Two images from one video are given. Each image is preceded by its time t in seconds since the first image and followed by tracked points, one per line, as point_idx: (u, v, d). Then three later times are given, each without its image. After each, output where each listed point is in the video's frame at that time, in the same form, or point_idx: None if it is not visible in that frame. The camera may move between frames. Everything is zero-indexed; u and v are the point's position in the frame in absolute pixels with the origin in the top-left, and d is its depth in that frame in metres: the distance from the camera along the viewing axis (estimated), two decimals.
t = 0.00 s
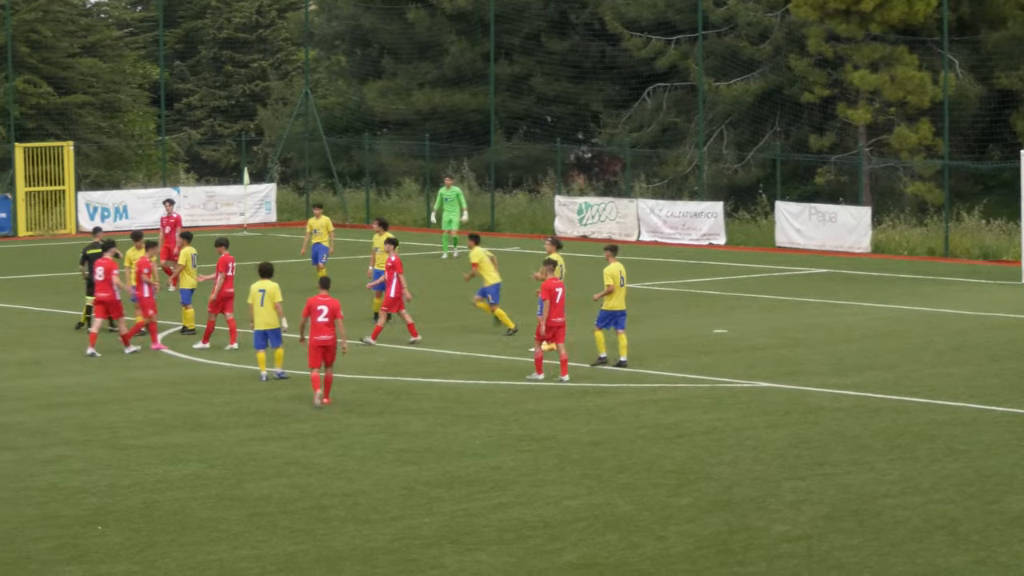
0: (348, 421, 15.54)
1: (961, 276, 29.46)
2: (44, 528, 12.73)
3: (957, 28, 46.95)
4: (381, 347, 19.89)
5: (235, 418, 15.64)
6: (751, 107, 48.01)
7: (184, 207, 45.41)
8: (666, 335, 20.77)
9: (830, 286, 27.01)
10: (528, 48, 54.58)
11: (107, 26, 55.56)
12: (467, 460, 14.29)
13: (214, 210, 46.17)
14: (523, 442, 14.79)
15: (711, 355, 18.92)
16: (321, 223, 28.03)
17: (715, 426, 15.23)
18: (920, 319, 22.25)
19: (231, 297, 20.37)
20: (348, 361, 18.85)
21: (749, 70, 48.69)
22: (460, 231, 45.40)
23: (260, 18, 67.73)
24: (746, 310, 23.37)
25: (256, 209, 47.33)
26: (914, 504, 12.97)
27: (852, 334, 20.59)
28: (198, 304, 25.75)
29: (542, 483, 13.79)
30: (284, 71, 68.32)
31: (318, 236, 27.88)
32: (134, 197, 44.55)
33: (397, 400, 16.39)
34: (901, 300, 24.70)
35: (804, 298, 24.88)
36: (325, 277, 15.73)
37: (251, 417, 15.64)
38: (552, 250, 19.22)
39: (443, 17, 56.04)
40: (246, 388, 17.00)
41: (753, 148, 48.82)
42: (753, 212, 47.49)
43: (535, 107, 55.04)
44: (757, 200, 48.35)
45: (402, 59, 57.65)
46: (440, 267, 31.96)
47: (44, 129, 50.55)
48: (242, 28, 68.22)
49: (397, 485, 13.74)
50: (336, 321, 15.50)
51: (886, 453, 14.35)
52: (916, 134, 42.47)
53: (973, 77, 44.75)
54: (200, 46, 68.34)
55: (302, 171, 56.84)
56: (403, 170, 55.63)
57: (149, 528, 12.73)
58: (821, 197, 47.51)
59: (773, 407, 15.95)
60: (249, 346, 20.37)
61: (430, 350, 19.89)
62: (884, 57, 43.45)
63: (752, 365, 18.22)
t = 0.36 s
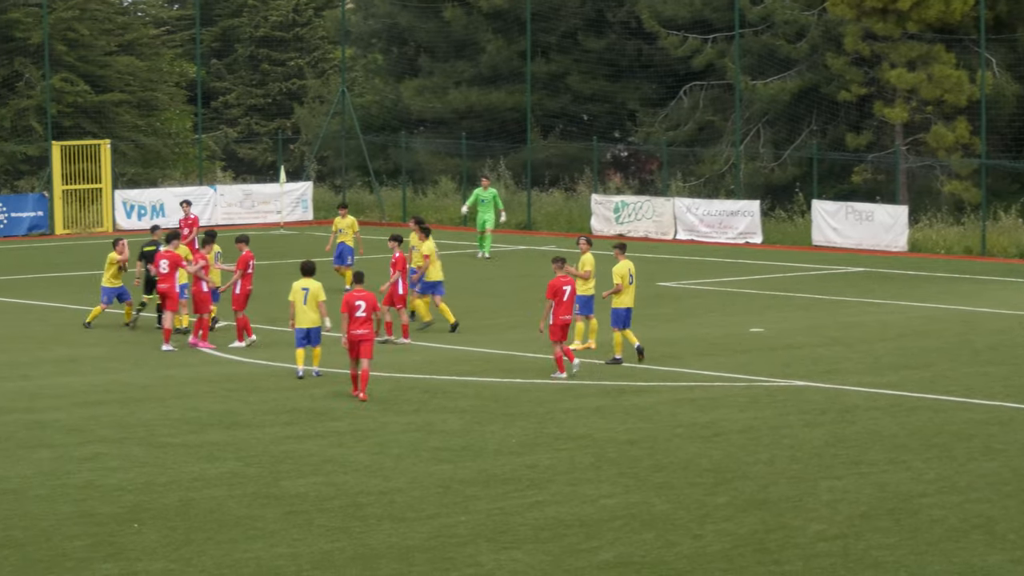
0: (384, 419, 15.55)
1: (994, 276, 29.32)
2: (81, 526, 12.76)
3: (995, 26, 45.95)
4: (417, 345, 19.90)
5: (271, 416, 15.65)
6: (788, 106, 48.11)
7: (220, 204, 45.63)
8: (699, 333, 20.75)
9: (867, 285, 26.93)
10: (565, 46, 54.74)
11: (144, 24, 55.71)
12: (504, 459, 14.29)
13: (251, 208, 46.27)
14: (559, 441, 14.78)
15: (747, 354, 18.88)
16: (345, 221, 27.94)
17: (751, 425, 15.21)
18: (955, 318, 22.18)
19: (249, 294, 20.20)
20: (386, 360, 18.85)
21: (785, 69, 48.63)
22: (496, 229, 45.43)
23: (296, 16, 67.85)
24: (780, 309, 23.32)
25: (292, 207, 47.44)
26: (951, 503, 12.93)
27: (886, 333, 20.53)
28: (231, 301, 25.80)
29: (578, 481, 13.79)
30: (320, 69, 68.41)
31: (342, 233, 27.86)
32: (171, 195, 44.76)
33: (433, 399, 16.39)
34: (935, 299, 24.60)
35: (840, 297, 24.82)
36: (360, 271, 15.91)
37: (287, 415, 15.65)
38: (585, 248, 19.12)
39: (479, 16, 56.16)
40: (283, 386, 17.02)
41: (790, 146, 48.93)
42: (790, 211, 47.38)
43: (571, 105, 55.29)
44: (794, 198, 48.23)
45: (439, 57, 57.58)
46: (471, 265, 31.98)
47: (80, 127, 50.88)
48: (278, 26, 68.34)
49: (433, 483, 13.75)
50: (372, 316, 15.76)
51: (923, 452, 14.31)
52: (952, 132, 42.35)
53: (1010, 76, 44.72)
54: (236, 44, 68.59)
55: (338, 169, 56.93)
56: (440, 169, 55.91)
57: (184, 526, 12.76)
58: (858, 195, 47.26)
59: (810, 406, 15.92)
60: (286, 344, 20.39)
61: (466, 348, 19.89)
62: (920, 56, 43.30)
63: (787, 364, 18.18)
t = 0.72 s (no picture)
0: (416, 416, 15.55)
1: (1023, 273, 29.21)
2: (113, 522, 12.78)
3: None
4: (448, 341, 19.92)
5: (302, 413, 15.67)
6: (821, 104, 47.96)
7: (252, 202, 46.21)
8: (729, 330, 20.71)
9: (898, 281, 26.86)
10: (597, 44, 55.57)
11: (177, 22, 55.81)
12: (535, 455, 14.30)
13: (283, 205, 46.92)
14: (591, 438, 14.78)
15: (780, 351, 18.84)
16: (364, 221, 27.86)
17: (783, 422, 15.19)
18: (986, 315, 22.10)
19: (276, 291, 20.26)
20: (420, 356, 18.86)
21: (818, 66, 48.44)
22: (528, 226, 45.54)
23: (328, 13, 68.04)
24: (809, 306, 23.28)
25: (324, 204, 47.67)
26: (984, 501, 12.90)
27: (916, 330, 20.47)
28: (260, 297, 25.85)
29: (610, 478, 13.80)
30: (353, 65, 68.53)
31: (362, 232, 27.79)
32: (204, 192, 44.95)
33: (465, 395, 16.39)
34: (964, 297, 24.53)
35: (870, 294, 24.77)
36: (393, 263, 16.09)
37: (319, 412, 15.67)
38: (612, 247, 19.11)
39: (511, 12, 57.39)
40: (314, 384, 17.03)
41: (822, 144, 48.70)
42: (822, 208, 47.15)
43: (603, 102, 55.73)
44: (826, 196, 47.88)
45: (471, 54, 59.02)
46: (500, 262, 32.02)
47: (112, 124, 50.92)
48: (311, 23, 68.63)
49: (465, 479, 13.77)
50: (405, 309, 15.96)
51: (955, 450, 14.28)
52: (984, 130, 42.53)
53: None
54: (268, 41, 68.98)
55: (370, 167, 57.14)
56: (471, 165, 56.36)
57: (217, 522, 12.78)
58: (891, 193, 46.72)
59: (841, 403, 15.90)
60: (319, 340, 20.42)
61: (498, 344, 19.90)
62: (953, 53, 43.29)
63: (819, 361, 18.15)
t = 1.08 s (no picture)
0: (451, 413, 15.56)
1: None
2: (148, 519, 12.80)
3: None
4: (483, 338, 19.96)
5: (337, 410, 15.68)
6: (855, 100, 48.50)
7: (286, 199, 46.77)
8: (760, 328, 20.71)
9: (933, 279, 26.78)
10: (631, 41, 55.49)
11: (211, 20, 56.08)
12: (570, 453, 14.29)
13: (317, 203, 47.32)
14: (625, 435, 14.78)
15: (814, 349, 18.81)
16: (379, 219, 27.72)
17: (818, 420, 15.17)
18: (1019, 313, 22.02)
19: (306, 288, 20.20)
20: (456, 353, 18.88)
21: (852, 62, 49.16)
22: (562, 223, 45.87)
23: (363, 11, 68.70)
24: (842, 304, 23.26)
25: (359, 202, 48.21)
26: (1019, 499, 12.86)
27: (948, 328, 20.41)
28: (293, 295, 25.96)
29: (644, 475, 13.79)
30: (387, 63, 69.05)
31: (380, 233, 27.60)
32: (237, 189, 45.47)
33: (500, 393, 16.39)
34: (996, 295, 24.45)
35: (903, 292, 24.71)
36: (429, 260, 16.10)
37: (354, 410, 15.68)
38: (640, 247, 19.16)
39: (545, 10, 57.55)
40: (349, 381, 17.05)
41: (856, 140, 49.28)
42: (856, 205, 47.19)
43: (637, 100, 56.02)
44: (860, 192, 47.97)
45: (504, 52, 59.61)
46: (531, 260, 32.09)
47: (147, 121, 51.86)
48: (345, 20, 69.44)
49: (499, 477, 13.76)
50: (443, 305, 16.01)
51: (990, 448, 14.23)
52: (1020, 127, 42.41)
53: None
54: (303, 39, 69.66)
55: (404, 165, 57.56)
56: (506, 163, 56.79)
57: (251, 520, 12.78)
58: (925, 191, 46.58)
59: (876, 401, 15.87)
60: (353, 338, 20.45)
61: (533, 342, 19.93)
62: (988, 50, 42.88)
63: (854, 359, 18.11)
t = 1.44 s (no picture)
0: (497, 412, 15.58)
1: None
2: (194, 518, 12.79)
3: None
4: (528, 337, 19.97)
5: (382, 409, 15.70)
6: (900, 100, 48.33)
7: (332, 198, 46.90)
8: (803, 327, 20.70)
9: (977, 279, 26.70)
10: (677, 41, 55.76)
11: (256, 19, 55.96)
12: (615, 453, 14.30)
13: (362, 202, 47.34)
14: (671, 435, 14.79)
15: (860, 349, 18.80)
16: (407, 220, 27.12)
17: (864, 420, 15.18)
18: None
19: (344, 287, 20.55)
20: (505, 353, 18.91)
21: (898, 63, 49.00)
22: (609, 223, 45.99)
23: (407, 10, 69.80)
24: (886, 304, 23.24)
25: (404, 201, 48.45)
26: None
27: (991, 329, 20.36)
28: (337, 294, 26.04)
29: (689, 475, 13.78)
30: (432, 63, 70.33)
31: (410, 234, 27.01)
32: (283, 188, 45.85)
33: (544, 392, 16.42)
34: None
35: (946, 292, 24.67)
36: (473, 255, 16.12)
37: (399, 409, 15.70)
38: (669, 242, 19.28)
39: (591, 10, 57.69)
40: (395, 380, 17.10)
41: (902, 140, 49.16)
42: (901, 205, 47.18)
43: (683, 100, 56.23)
44: (905, 193, 47.67)
45: (550, 51, 59.45)
46: (572, 259, 32.16)
47: (193, 121, 50.97)
48: (390, 20, 70.00)
49: (544, 476, 13.76)
50: (489, 301, 16.26)
51: None
52: None
53: None
54: (348, 38, 70.03)
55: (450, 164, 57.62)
56: (551, 162, 56.97)
57: (296, 519, 12.77)
58: (970, 190, 46.53)
59: (922, 401, 15.87)
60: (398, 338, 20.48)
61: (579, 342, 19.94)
62: None
63: (900, 359, 18.11)
